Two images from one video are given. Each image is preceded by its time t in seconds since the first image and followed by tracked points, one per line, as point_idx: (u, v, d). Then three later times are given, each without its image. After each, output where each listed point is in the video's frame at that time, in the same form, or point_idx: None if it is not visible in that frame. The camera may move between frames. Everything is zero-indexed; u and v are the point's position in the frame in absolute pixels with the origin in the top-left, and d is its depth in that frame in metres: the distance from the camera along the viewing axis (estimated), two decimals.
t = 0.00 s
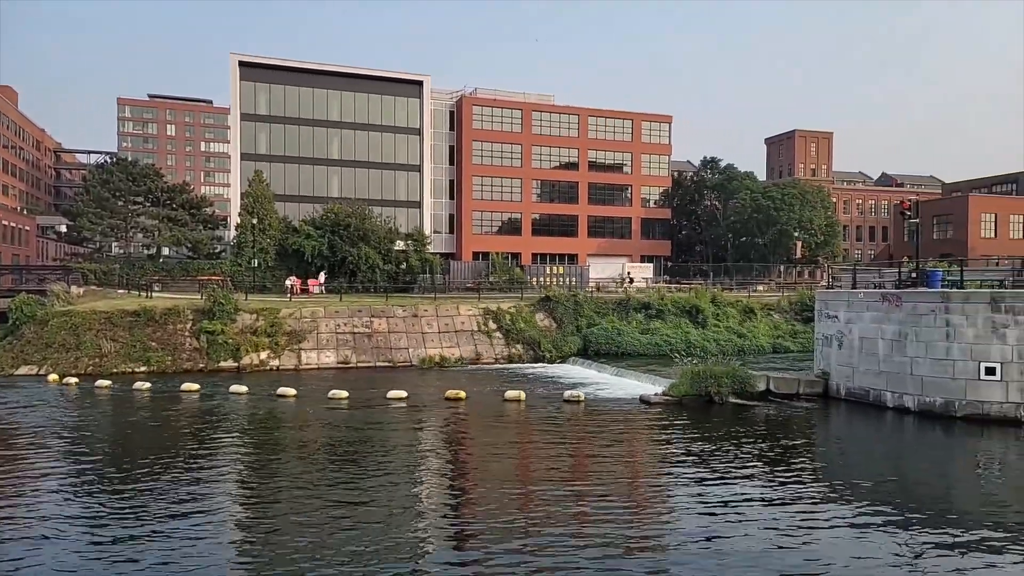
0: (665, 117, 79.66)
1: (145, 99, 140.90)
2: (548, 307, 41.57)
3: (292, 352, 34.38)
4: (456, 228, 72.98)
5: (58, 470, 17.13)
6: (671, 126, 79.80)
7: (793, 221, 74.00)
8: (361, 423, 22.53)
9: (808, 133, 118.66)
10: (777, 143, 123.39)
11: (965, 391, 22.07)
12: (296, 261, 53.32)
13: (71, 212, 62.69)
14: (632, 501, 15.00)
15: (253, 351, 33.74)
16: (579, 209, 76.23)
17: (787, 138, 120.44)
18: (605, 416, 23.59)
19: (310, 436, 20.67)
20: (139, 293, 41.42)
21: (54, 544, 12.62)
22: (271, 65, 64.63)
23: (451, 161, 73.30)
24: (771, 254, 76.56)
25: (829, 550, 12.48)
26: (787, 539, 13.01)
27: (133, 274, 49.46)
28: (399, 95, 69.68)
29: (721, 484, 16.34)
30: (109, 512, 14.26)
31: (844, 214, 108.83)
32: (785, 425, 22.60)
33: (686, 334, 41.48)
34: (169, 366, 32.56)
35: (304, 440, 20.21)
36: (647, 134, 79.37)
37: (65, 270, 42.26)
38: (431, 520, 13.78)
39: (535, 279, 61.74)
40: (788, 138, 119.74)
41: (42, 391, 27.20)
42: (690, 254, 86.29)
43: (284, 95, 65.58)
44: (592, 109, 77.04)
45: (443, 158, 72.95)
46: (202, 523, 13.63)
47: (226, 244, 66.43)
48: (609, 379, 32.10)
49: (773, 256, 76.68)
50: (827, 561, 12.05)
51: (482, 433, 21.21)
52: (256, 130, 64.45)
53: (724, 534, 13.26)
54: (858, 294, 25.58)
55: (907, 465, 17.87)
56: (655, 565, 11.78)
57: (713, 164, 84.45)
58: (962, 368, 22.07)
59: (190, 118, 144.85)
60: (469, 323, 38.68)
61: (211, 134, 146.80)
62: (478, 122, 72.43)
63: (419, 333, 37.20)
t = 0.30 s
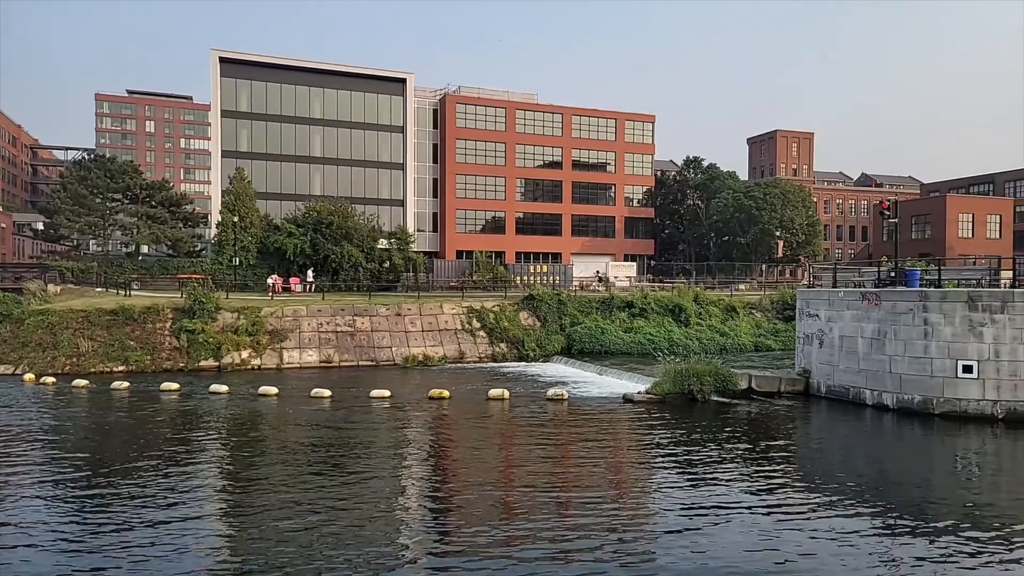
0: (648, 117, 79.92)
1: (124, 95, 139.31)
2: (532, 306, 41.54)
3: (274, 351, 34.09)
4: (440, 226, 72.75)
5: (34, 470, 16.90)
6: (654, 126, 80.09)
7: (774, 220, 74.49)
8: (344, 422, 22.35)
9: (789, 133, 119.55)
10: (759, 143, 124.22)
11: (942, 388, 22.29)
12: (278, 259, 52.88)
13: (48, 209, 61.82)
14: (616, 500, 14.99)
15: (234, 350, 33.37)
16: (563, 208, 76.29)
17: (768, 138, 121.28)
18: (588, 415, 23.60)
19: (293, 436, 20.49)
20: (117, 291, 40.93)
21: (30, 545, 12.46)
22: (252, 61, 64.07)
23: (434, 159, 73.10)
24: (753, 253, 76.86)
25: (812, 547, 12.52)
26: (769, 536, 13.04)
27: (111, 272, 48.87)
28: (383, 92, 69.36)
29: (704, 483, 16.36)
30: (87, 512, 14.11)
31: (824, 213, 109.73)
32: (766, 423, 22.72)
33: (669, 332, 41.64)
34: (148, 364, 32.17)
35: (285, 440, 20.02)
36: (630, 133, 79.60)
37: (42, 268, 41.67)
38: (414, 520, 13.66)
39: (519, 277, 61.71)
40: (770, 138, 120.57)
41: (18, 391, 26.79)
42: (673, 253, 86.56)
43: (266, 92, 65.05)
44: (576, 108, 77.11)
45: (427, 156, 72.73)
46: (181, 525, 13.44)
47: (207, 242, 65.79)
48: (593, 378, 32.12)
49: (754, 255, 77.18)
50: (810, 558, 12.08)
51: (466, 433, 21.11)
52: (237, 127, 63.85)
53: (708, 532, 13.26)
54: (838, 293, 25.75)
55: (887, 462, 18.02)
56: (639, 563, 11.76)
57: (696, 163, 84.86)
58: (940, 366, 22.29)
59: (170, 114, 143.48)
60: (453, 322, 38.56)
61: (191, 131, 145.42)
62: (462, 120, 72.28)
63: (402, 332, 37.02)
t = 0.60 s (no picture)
0: (630, 116, 80.20)
1: (101, 92, 137.64)
2: (515, 304, 41.48)
3: (255, 350, 33.78)
4: (423, 224, 72.47)
5: (11, 472, 16.65)
6: (636, 125, 80.36)
7: (755, 219, 74.97)
8: (326, 422, 22.19)
9: (770, 133, 120.46)
10: (740, 142, 125.06)
11: (920, 385, 22.52)
12: (258, 258, 52.40)
13: (24, 207, 60.86)
14: (599, 499, 14.93)
15: (214, 349, 33.03)
16: (545, 207, 76.33)
17: (749, 138, 122.12)
18: (571, 414, 23.57)
19: (274, 436, 20.32)
20: (94, 290, 40.39)
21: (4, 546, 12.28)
22: (232, 58, 63.50)
23: (417, 158, 72.82)
24: (734, 251, 77.36)
25: (792, 544, 12.56)
26: (751, 533, 13.07)
27: (89, 270, 48.22)
28: (365, 90, 68.97)
29: (687, 480, 16.40)
30: (65, 514, 13.93)
31: (804, 213, 110.69)
32: (748, 420, 22.84)
33: (651, 331, 41.78)
34: (126, 364, 31.77)
35: (266, 440, 19.83)
36: (613, 132, 79.81)
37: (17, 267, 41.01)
38: (396, 521, 13.55)
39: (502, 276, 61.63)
40: (750, 138, 121.41)
41: None
42: (656, 252, 86.90)
43: (246, 90, 64.49)
44: (558, 107, 77.19)
45: (409, 155, 72.46)
46: (159, 527, 13.22)
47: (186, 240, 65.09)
48: (576, 377, 32.12)
49: (736, 254, 77.64)
50: (791, 555, 12.11)
51: (448, 432, 21.01)
52: (217, 124, 63.25)
53: (690, 530, 13.26)
54: (818, 291, 25.94)
55: (866, 458, 18.18)
56: (622, 562, 11.71)
57: (678, 162, 85.22)
58: (917, 363, 22.53)
59: (148, 111, 141.93)
60: (436, 321, 38.41)
61: (170, 128, 143.91)
62: (444, 119, 72.10)
63: (385, 331, 36.82)
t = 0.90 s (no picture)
0: (615, 115, 80.38)
1: (80, 88, 135.95)
2: (499, 303, 41.40)
3: (237, 349, 33.51)
4: (407, 223, 72.19)
5: None
6: (621, 124, 80.56)
7: (738, 219, 75.37)
8: (308, 422, 22.03)
9: (753, 133, 121.12)
10: (723, 142, 125.71)
11: (900, 384, 22.72)
12: (241, 256, 51.89)
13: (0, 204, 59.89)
14: (584, 499, 14.90)
15: (195, 349, 32.70)
16: (530, 206, 76.33)
17: (732, 138, 122.77)
18: (556, 413, 23.55)
19: (256, 436, 20.15)
20: (73, 288, 39.86)
21: None
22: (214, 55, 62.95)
23: (401, 156, 72.53)
24: (717, 251, 77.72)
25: (779, 543, 12.54)
26: (737, 533, 13.02)
27: (67, 269, 47.60)
28: (349, 88, 68.62)
29: (671, 479, 16.41)
30: (42, 515, 13.76)
31: (787, 212, 111.46)
32: (731, 419, 22.94)
33: (636, 329, 41.86)
34: (105, 364, 31.39)
35: (249, 440, 19.66)
36: (598, 132, 79.95)
37: None
38: (382, 522, 13.41)
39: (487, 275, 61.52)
40: (734, 138, 122.05)
41: None
42: (640, 251, 87.15)
43: (228, 86, 63.93)
44: (543, 106, 77.21)
45: (393, 153, 72.13)
46: (138, 529, 13.01)
47: (167, 239, 64.51)
48: (561, 375, 32.12)
49: (719, 254, 78.03)
50: (778, 554, 12.07)
51: (432, 432, 20.91)
52: (199, 122, 62.67)
53: (678, 530, 13.20)
54: (800, 291, 26.09)
55: (847, 456, 18.30)
56: (608, 562, 11.64)
57: (662, 162, 85.48)
58: (897, 362, 22.74)
59: (128, 108, 140.32)
60: (420, 320, 38.27)
61: (150, 124, 142.39)
62: (429, 117, 71.85)
63: (368, 330, 36.63)
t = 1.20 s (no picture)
0: (599, 115, 80.54)
1: (57, 84, 134.23)
2: (484, 303, 41.31)
3: (219, 349, 33.18)
4: (391, 222, 71.88)
5: None
6: (604, 124, 80.75)
7: (721, 219, 75.79)
8: (291, 422, 21.85)
9: (735, 133, 121.80)
10: (706, 142, 126.32)
11: (879, 381, 22.91)
12: (222, 255, 51.46)
13: None
14: (567, 497, 14.89)
15: (176, 349, 32.32)
16: (514, 205, 76.29)
17: (715, 138, 123.41)
18: (540, 412, 23.51)
19: (238, 436, 19.96)
20: (50, 288, 39.25)
21: None
22: (194, 51, 62.34)
23: (385, 155, 72.18)
24: (700, 250, 78.07)
25: (762, 541, 12.54)
26: (720, 532, 13.00)
27: (45, 267, 46.91)
28: (332, 86, 68.23)
29: (654, 477, 16.43)
30: (18, 516, 13.57)
31: (769, 212, 112.21)
32: (714, 417, 23.03)
33: (620, 328, 41.93)
34: (83, 364, 30.96)
35: (230, 441, 19.47)
36: (582, 131, 80.07)
37: None
38: (364, 522, 13.26)
39: (471, 274, 61.34)
40: (716, 138, 122.69)
41: None
42: (624, 250, 87.34)
43: (209, 83, 63.35)
44: (527, 105, 77.19)
45: (377, 151, 71.78)
46: (114, 532, 12.77)
47: (146, 237, 63.77)
48: (545, 375, 32.06)
49: (702, 253, 78.41)
50: (760, 552, 12.07)
51: (415, 431, 20.79)
52: (179, 119, 62.03)
53: (661, 528, 13.17)
54: (782, 289, 26.19)
55: (829, 453, 18.43)
56: (591, 562, 11.58)
57: (645, 161, 85.72)
58: (877, 360, 22.94)
59: (106, 105, 138.69)
60: (404, 319, 38.11)
61: (130, 121, 140.61)
62: (413, 115, 71.55)
63: (351, 329, 36.41)
